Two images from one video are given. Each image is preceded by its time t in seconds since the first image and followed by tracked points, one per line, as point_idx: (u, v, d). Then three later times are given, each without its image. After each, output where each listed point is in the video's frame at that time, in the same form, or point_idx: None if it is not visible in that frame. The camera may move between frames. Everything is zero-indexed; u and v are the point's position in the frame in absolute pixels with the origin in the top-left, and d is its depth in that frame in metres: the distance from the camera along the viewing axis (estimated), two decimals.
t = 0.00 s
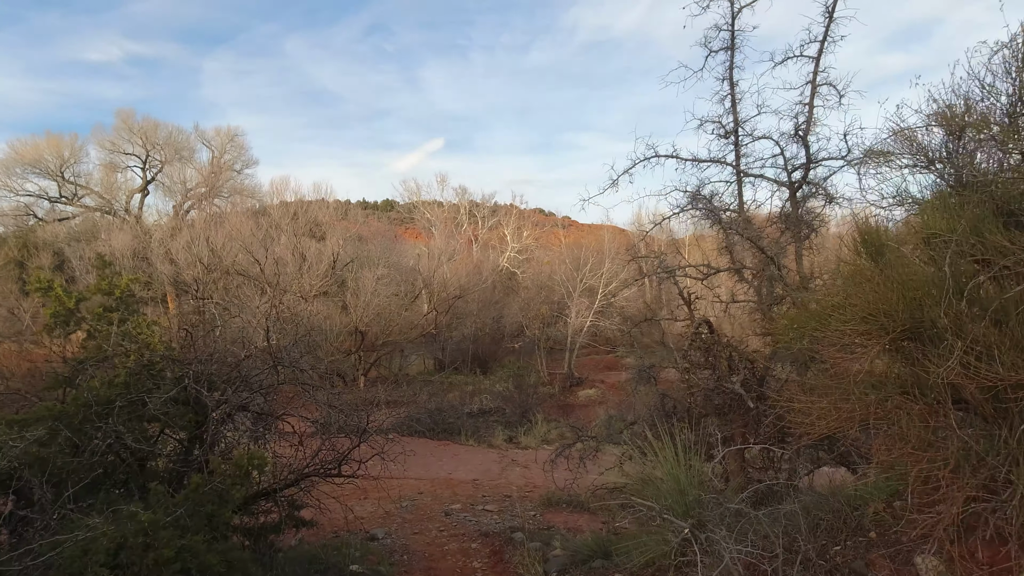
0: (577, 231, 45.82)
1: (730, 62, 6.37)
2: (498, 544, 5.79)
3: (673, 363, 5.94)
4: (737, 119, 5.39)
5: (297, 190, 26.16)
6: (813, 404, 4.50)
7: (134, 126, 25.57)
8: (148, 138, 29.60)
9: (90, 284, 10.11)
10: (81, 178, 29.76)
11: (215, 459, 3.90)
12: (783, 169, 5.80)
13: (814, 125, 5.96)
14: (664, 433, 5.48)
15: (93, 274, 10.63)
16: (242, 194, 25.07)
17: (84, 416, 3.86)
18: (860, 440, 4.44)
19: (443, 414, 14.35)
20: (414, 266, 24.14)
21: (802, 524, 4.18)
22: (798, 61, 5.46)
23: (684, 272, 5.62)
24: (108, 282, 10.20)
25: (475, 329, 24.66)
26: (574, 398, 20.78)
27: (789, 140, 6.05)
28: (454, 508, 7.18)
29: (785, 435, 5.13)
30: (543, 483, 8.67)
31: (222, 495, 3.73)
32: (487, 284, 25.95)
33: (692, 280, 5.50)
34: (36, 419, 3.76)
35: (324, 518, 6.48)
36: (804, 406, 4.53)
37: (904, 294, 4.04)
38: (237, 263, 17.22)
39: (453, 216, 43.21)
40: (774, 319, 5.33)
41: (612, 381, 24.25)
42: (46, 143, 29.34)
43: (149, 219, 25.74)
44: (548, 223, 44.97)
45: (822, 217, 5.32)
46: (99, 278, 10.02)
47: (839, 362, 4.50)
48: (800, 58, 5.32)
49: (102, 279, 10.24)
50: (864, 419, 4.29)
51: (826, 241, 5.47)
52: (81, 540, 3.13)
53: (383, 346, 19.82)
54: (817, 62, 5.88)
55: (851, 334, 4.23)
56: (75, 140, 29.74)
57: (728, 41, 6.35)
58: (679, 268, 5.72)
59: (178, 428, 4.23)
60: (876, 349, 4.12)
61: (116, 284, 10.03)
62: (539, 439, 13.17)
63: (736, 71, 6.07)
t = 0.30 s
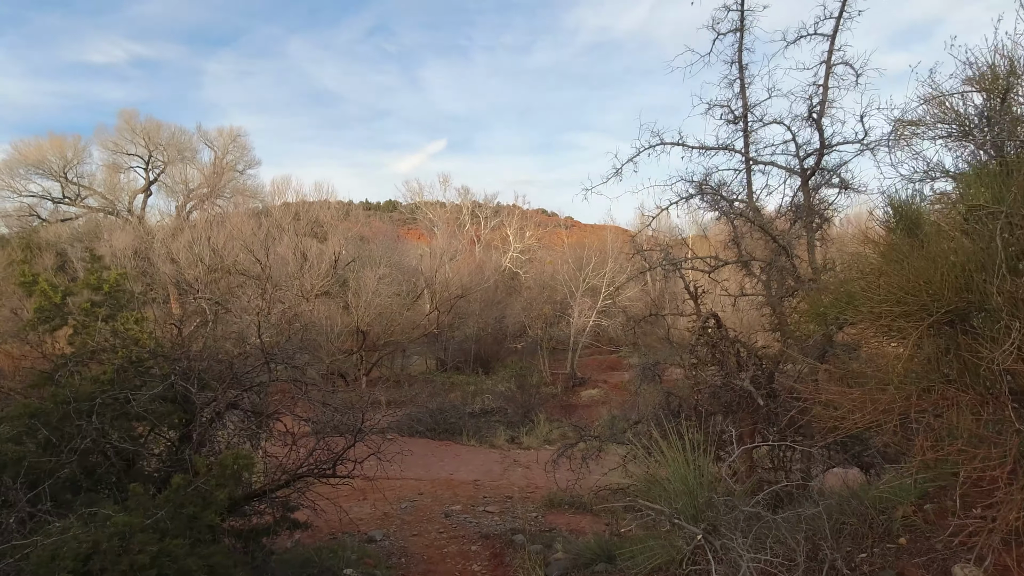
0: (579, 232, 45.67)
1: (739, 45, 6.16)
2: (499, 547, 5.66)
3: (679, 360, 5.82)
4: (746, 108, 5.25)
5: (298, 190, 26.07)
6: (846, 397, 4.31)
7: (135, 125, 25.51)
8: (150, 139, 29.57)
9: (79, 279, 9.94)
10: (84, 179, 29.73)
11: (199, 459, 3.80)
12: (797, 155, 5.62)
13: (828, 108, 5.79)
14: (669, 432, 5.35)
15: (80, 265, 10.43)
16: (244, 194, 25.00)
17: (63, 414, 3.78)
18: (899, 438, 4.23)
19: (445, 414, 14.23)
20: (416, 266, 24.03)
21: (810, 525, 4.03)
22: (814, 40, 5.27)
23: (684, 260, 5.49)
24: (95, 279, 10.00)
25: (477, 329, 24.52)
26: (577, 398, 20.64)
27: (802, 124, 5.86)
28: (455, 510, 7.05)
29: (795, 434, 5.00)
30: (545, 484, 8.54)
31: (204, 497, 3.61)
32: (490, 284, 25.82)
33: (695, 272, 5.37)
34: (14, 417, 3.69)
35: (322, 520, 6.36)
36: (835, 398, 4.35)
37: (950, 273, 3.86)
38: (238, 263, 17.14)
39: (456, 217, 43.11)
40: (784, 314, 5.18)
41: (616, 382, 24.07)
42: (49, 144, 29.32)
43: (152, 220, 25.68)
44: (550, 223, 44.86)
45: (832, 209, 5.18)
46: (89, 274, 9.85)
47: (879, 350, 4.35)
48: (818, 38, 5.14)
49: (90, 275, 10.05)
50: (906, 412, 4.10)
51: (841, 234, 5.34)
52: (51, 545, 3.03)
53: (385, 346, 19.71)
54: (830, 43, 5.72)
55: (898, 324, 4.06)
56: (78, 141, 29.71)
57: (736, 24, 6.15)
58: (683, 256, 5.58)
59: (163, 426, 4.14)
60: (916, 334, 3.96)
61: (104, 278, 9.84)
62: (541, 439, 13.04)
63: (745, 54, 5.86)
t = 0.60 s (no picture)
0: (583, 232, 45.54)
1: (746, 30, 5.96)
2: (500, 551, 5.54)
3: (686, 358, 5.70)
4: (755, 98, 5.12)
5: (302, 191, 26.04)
6: (880, 398, 4.13)
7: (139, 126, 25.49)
8: (155, 140, 29.60)
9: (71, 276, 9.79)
10: (89, 180, 29.77)
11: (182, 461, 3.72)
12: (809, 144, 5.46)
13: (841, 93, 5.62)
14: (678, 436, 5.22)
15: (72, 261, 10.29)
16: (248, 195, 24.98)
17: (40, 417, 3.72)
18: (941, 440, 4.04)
19: (448, 415, 14.11)
20: (419, 266, 23.94)
21: (826, 535, 3.85)
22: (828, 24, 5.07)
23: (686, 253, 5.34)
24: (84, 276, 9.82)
25: (481, 330, 24.41)
26: (581, 399, 20.49)
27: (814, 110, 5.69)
28: (456, 512, 6.94)
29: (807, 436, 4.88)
30: (548, 486, 8.42)
31: (187, 503, 3.53)
32: (493, 284, 25.72)
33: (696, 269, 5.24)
34: None
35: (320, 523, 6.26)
36: (868, 399, 4.18)
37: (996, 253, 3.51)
38: (241, 263, 17.08)
39: (460, 217, 43.03)
40: (793, 311, 5.03)
41: (620, 382, 23.91)
42: (55, 145, 29.38)
43: (156, 220, 25.68)
44: (554, 224, 44.74)
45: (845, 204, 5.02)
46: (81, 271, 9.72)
47: (908, 348, 4.13)
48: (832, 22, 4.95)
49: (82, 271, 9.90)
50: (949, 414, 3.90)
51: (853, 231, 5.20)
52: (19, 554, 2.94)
53: (388, 346, 19.63)
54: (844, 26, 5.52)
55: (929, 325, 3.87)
56: (83, 143, 29.75)
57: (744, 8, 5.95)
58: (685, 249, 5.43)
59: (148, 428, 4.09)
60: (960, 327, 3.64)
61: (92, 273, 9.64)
62: (545, 441, 12.92)
63: (754, 39, 5.66)
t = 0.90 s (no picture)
0: (597, 233, 45.25)
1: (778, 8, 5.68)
2: (515, 555, 5.42)
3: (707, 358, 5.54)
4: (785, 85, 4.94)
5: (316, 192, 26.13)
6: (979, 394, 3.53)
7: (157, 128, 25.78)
8: (173, 143, 29.92)
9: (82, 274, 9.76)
10: (109, 183, 30.17)
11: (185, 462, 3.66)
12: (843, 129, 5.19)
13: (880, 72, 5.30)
14: (698, 438, 5.08)
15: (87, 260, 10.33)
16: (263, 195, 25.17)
17: (43, 416, 3.76)
18: None
19: (462, 415, 14.00)
20: (433, 266, 23.91)
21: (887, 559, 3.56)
22: None
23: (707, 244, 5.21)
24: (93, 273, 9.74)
25: (495, 330, 24.30)
26: (595, 400, 20.25)
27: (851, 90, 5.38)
28: (470, 515, 6.80)
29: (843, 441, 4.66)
30: (563, 488, 8.27)
31: (188, 505, 3.50)
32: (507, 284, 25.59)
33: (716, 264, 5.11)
34: None
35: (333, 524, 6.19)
36: (956, 399, 3.62)
37: None
38: (256, 263, 17.13)
39: (474, 218, 42.99)
40: (826, 306, 4.82)
41: (635, 383, 23.62)
42: (76, 149, 29.82)
43: (174, 221, 25.95)
44: (568, 224, 44.53)
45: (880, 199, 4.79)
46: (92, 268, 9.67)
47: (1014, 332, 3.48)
48: None
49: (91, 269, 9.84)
50: None
51: (887, 226, 4.96)
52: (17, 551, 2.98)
53: (402, 346, 19.57)
54: None
55: (1000, 281, 3.48)
56: (104, 146, 30.15)
57: None
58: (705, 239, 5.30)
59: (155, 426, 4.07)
60: None
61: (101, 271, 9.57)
62: (560, 442, 12.76)
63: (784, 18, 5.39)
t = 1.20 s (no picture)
0: (627, 232, 44.73)
1: None
2: (551, 561, 5.27)
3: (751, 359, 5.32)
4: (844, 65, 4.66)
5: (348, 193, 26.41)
6: None
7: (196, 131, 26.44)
8: (211, 146, 30.66)
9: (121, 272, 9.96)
10: (151, 186, 31.10)
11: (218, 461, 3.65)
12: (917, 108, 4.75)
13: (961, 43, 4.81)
14: (742, 443, 4.87)
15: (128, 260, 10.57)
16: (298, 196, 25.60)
17: (77, 411, 3.77)
18: None
19: (493, 415, 13.89)
20: (463, 266, 23.92)
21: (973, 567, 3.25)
22: None
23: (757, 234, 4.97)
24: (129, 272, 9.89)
25: (525, 330, 24.15)
26: (627, 401, 19.93)
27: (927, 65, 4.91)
28: (503, 517, 6.68)
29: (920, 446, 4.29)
30: (598, 491, 8.07)
31: (219, 505, 3.46)
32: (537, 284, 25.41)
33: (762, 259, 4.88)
34: (32, 411, 3.72)
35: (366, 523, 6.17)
36: None
37: None
38: (290, 263, 17.35)
39: (503, 218, 42.94)
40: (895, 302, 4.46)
41: (668, 384, 23.20)
42: (121, 153, 30.81)
43: (212, 223, 26.59)
44: (598, 224, 44.14)
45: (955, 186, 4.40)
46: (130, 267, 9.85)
47: None
48: None
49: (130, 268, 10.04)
50: None
51: (966, 214, 4.53)
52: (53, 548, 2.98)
53: (433, 345, 19.59)
54: None
55: None
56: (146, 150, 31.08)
57: None
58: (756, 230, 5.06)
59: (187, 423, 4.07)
60: None
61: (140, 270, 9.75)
62: (592, 443, 12.55)
63: None
